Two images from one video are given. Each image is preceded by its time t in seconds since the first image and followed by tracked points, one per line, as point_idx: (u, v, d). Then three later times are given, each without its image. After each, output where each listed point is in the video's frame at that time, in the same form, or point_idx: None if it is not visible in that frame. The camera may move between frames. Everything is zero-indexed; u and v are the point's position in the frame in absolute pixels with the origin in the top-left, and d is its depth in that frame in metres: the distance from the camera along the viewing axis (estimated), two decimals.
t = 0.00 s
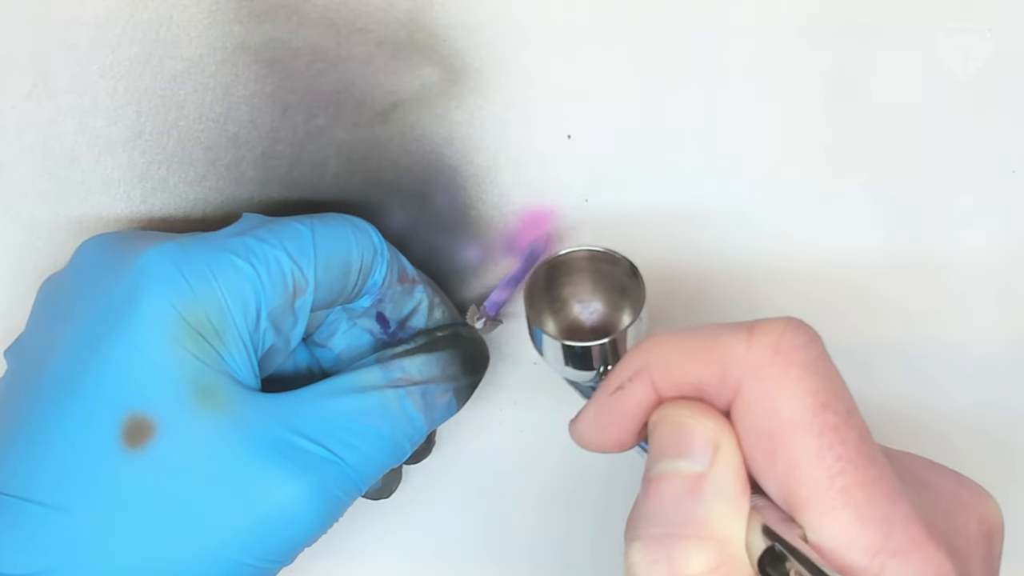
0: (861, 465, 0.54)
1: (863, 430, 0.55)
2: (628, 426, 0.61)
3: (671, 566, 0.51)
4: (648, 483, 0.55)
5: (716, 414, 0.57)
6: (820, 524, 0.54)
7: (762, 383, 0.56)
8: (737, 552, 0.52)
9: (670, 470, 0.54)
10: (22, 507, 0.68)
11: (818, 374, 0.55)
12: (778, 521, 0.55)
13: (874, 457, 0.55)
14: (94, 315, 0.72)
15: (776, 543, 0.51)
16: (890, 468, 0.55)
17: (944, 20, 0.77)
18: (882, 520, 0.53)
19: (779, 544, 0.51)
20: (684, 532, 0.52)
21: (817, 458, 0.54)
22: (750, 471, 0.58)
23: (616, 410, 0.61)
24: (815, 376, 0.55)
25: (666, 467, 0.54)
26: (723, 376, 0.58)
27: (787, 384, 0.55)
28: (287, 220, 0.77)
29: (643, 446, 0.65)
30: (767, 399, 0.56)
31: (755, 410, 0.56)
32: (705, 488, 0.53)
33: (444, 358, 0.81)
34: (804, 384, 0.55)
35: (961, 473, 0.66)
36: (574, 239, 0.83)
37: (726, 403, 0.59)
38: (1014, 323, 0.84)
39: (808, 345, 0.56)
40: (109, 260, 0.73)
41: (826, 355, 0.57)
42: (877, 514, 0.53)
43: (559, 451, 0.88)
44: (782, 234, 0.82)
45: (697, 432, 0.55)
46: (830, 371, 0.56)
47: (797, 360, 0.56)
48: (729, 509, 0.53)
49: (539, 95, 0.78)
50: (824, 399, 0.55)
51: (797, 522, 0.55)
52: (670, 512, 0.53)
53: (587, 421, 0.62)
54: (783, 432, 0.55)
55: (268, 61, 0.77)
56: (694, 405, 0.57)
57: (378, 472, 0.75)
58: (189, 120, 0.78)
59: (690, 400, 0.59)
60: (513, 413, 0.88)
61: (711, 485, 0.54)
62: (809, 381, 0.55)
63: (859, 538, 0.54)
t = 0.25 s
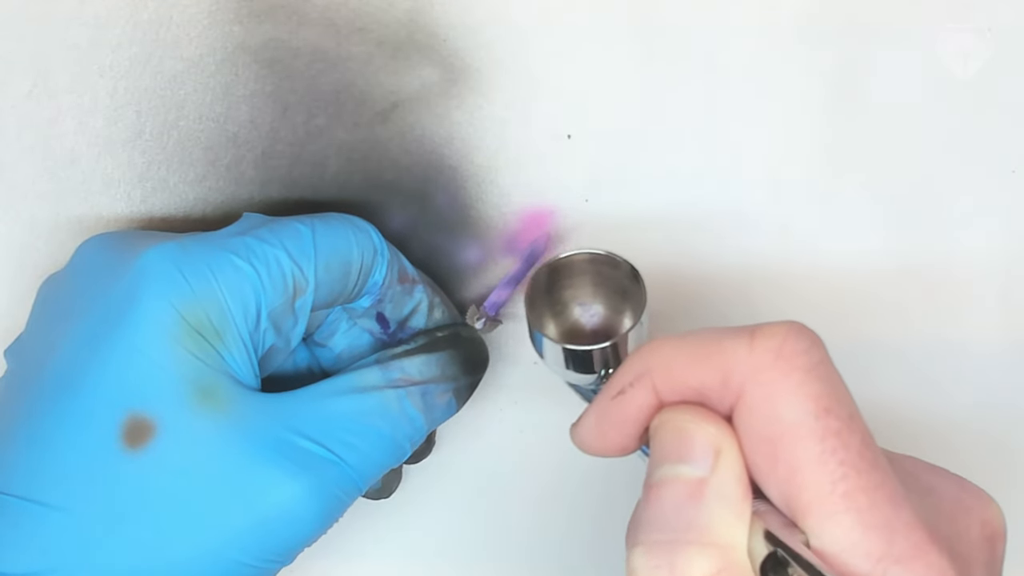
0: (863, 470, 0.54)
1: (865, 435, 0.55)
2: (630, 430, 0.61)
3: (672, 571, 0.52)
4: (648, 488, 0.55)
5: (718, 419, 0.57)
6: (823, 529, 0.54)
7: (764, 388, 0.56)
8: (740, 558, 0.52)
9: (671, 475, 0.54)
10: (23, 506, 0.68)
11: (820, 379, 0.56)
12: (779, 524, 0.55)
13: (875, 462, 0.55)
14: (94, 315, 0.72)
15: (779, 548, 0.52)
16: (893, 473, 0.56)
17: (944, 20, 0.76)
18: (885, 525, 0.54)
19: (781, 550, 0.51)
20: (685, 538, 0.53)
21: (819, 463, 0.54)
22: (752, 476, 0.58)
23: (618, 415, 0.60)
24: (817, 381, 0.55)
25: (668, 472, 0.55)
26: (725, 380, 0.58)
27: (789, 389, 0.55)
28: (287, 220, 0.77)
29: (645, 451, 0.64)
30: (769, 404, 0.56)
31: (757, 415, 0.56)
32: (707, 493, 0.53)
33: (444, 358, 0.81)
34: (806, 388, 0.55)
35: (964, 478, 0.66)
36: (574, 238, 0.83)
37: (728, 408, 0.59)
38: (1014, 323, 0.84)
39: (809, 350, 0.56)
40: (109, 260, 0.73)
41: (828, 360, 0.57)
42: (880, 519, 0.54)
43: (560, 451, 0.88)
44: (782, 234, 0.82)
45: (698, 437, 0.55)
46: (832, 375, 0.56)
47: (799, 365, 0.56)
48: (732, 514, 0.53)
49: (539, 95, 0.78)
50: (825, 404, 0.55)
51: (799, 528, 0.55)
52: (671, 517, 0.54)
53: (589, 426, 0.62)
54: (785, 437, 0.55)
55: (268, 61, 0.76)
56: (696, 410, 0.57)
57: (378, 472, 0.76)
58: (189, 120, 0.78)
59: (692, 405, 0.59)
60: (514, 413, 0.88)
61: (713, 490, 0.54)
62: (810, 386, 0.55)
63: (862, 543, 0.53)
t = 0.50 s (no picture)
0: (852, 473, 0.55)
1: (854, 438, 0.56)
2: (618, 434, 0.62)
3: None
4: (639, 494, 0.55)
5: (707, 424, 0.57)
6: (811, 534, 0.55)
7: (752, 393, 0.56)
8: (731, 563, 0.52)
9: (661, 481, 0.54)
10: (23, 506, 0.68)
11: (807, 383, 0.56)
12: (769, 530, 0.55)
13: (864, 464, 0.55)
14: (95, 315, 0.72)
15: (768, 554, 0.52)
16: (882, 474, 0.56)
17: (943, 20, 0.77)
18: (874, 530, 0.54)
19: (770, 554, 0.52)
20: (676, 544, 0.52)
21: (808, 468, 0.54)
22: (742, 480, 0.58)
23: (605, 419, 0.61)
24: (804, 386, 0.55)
25: (658, 478, 0.54)
26: (713, 385, 0.58)
27: (777, 393, 0.55)
28: (287, 220, 0.77)
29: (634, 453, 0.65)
30: (756, 409, 0.56)
31: (744, 420, 0.56)
32: (697, 499, 0.53)
33: (445, 360, 0.80)
34: (794, 393, 0.55)
35: (955, 479, 0.67)
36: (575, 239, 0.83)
37: (717, 412, 0.59)
38: (1013, 324, 0.84)
39: (798, 354, 0.56)
40: (110, 259, 0.73)
41: (816, 363, 0.57)
42: (869, 523, 0.54)
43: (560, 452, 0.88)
44: (783, 234, 0.82)
45: (687, 442, 0.55)
46: (820, 378, 0.56)
47: (788, 370, 0.56)
48: (721, 519, 0.53)
49: (539, 95, 0.78)
50: (813, 407, 0.55)
51: (789, 532, 0.56)
52: (662, 523, 0.53)
53: (577, 430, 0.63)
54: (773, 441, 0.55)
55: (268, 61, 0.77)
56: (684, 415, 0.57)
57: (379, 474, 0.75)
58: (189, 120, 0.78)
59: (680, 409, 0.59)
60: (514, 413, 0.87)
61: (702, 496, 0.54)
62: (798, 391, 0.55)
63: (851, 547, 0.54)
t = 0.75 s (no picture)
0: (851, 476, 0.55)
1: (853, 440, 0.56)
2: (619, 438, 0.62)
3: None
4: (638, 498, 0.55)
5: (706, 427, 0.57)
6: (810, 537, 0.55)
7: (752, 396, 0.56)
8: (730, 565, 0.52)
9: (660, 484, 0.54)
10: (23, 507, 0.68)
11: (806, 385, 0.56)
12: (769, 532, 0.55)
13: (864, 467, 0.56)
14: (95, 315, 0.72)
15: (767, 556, 0.52)
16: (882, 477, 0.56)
17: (943, 20, 0.77)
18: (872, 531, 0.54)
19: (770, 557, 0.52)
20: (676, 547, 0.52)
21: (807, 471, 0.55)
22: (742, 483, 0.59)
23: (606, 422, 0.61)
24: (803, 388, 0.56)
25: (657, 481, 0.55)
26: (714, 387, 0.58)
27: (777, 396, 0.56)
28: (288, 221, 0.76)
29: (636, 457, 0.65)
30: (757, 411, 0.56)
31: (745, 423, 0.57)
32: (696, 501, 0.53)
33: (445, 361, 0.81)
34: (793, 396, 0.56)
35: (954, 481, 0.67)
36: (575, 239, 0.83)
37: (716, 415, 0.59)
38: (1013, 324, 0.84)
39: (797, 357, 0.57)
40: (111, 260, 0.73)
41: (815, 365, 0.57)
42: (867, 525, 0.54)
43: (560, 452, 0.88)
44: (784, 234, 0.82)
45: (687, 445, 0.56)
46: (819, 381, 0.57)
47: (787, 372, 0.56)
48: (721, 522, 0.53)
49: (540, 95, 0.78)
50: (812, 410, 0.55)
51: (788, 535, 0.56)
52: (662, 526, 0.53)
53: (579, 435, 0.63)
54: (773, 444, 0.56)
55: (268, 61, 0.77)
56: (684, 419, 0.57)
57: (379, 474, 0.76)
58: (189, 120, 0.78)
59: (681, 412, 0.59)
60: (514, 413, 0.88)
61: (702, 499, 0.54)
62: (797, 393, 0.56)
63: (851, 548, 0.54)
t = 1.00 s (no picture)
0: (902, 467, 0.53)
1: (904, 431, 0.54)
2: (661, 418, 0.61)
3: (707, 567, 0.51)
4: (682, 482, 0.54)
5: (752, 412, 0.56)
6: (858, 527, 0.53)
7: (803, 383, 0.55)
8: (774, 554, 0.51)
9: (705, 470, 0.53)
10: (23, 506, 0.68)
11: (860, 375, 0.54)
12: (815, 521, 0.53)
13: (914, 458, 0.54)
14: (95, 315, 0.72)
15: (813, 544, 0.50)
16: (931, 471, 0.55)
17: (943, 20, 0.77)
18: (922, 523, 0.52)
19: (816, 545, 0.50)
20: (721, 534, 0.52)
21: (859, 460, 0.53)
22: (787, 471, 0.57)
23: (647, 401, 0.60)
24: (857, 378, 0.54)
25: (702, 466, 0.53)
26: (763, 373, 0.56)
27: (830, 385, 0.54)
28: (289, 221, 0.77)
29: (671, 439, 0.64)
30: (807, 399, 0.54)
31: (795, 410, 0.55)
32: (743, 488, 0.52)
33: (448, 364, 0.80)
34: (844, 385, 0.54)
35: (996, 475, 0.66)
36: (575, 238, 0.83)
37: (764, 401, 0.57)
38: (1014, 323, 0.84)
39: (851, 346, 0.55)
40: (111, 259, 0.73)
41: (868, 356, 0.55)
42: (917, 517, 0.52)
43: (561, 449, 0.88)
44: (783, 233, 0.82)
45: (733, 431, 0.54)
46: (872, 371, 0.55)
47: (840, 361, 0.54)
48: (767, 510, 0.52)
49: (539, 95, 0.79)
50: (865, 400, 0.53)
51: (835, 524, 0.53)
52: (707, 512, 0.52)
53: (617, 411, 0.61)
54: (824, 433, 0.54)
55: (268, 61, 0.77)
56: (728, 402, 0.56)
57: (379, 475, 0.76)
58: (189, 120, 0.78)
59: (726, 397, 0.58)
60: (513, 413, 0.88)
61: (748, 485, 0.53)
62: (851, 382, 0.54)
63: (900, 541, 0.52)
